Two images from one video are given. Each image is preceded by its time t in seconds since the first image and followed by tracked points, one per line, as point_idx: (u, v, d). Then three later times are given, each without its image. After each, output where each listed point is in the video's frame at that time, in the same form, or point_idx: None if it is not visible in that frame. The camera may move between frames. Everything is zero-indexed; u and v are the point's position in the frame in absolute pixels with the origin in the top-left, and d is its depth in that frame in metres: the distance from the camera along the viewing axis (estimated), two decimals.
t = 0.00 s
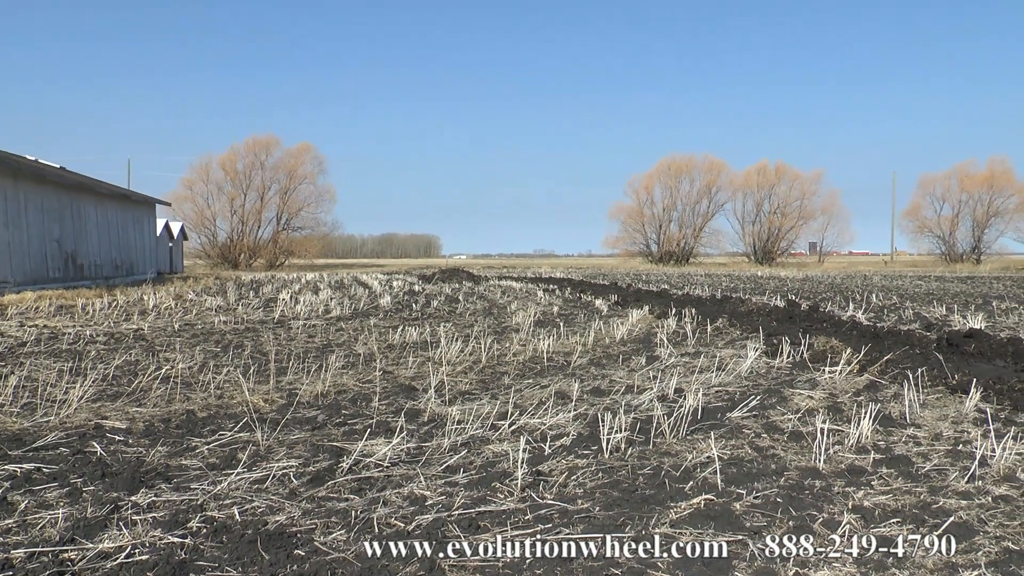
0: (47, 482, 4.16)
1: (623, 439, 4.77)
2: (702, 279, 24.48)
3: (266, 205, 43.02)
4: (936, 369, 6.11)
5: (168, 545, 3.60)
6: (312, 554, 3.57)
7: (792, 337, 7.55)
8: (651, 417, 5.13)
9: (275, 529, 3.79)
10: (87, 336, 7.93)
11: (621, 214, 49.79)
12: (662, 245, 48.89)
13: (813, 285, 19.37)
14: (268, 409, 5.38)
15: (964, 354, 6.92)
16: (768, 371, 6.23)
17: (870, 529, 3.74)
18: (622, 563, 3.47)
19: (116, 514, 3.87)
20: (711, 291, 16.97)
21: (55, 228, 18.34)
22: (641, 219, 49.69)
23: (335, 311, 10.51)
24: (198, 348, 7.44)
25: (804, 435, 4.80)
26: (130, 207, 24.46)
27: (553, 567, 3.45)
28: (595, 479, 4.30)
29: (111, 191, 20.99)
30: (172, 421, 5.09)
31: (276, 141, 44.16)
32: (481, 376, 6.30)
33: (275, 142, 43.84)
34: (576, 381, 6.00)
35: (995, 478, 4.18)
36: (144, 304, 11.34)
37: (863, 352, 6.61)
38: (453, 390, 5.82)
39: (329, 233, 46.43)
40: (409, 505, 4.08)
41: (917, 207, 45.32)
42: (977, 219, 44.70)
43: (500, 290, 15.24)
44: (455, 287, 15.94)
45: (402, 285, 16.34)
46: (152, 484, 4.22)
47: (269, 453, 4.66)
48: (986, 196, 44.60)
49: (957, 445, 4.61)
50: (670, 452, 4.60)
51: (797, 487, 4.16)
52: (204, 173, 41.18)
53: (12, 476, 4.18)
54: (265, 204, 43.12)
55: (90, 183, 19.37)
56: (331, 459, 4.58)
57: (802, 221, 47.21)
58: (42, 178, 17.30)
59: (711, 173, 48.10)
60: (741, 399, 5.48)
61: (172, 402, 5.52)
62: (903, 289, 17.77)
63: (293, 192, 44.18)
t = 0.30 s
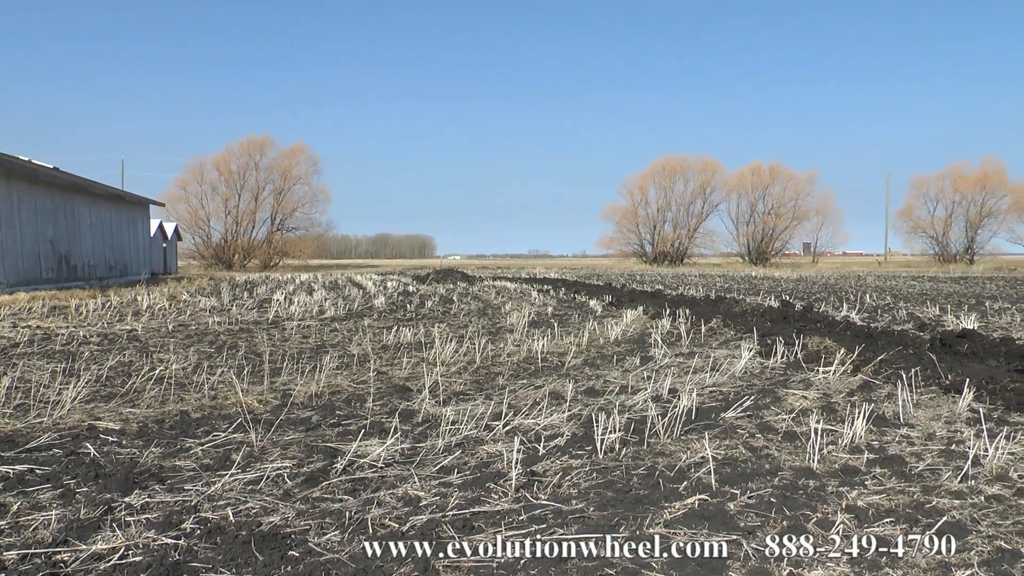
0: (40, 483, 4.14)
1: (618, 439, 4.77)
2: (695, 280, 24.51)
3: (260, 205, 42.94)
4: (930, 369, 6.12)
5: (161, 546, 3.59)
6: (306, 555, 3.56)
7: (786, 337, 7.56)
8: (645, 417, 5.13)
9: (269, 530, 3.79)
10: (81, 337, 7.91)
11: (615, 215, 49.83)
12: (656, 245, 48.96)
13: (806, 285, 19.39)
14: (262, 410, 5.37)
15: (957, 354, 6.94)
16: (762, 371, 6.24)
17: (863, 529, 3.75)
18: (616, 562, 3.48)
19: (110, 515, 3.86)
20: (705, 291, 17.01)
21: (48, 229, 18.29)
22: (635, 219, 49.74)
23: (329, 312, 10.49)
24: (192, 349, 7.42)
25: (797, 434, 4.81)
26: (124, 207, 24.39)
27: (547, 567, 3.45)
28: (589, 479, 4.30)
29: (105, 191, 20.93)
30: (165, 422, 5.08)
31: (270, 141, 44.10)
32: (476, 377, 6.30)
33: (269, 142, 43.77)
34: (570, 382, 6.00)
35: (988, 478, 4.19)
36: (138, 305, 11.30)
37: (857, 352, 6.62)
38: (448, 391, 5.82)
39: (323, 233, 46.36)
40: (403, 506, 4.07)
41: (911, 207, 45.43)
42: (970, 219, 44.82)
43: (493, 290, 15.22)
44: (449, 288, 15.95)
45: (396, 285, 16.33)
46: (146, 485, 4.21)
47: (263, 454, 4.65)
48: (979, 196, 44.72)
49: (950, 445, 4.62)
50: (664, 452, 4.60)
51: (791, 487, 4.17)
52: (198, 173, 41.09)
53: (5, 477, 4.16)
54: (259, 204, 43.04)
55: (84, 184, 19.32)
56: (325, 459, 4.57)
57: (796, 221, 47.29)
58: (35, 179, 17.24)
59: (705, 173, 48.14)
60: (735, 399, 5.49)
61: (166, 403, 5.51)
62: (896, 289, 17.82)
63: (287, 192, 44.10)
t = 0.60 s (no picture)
0: (25, 484, 4.11)
1: (606, 437, 4.78)
2: (683, 279, 24.57)
3: (248, 205, 42.79)
4: (916, 367, 6.15)
5: (148, 547, 3.57)
6: (294, 555, 3.55)
7: (774, 336, 7.58)
8: (633, 416, 5.14)
9: (256, 530, 3.78)
10: (66, 337, 7.86)
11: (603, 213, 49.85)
12: (644, 244, 48.96)
13: (794, 284, 19.41)
14: (249, 410, 5.35)
15: (943, 352, 6.98)
16: (749, 369, 6.26)
17: (850, 527, 3.77)
18: (605, 561, 3.48)
19: (96, 515, 3.84)
20: (692, 290, 17.07)
21: (34, 228, 18.19)
22: (623, 218, 49.76)
23: (317, 311, 10.47)
24: (179, 348, 7.39)
25: (785, 433, 4.83)
26: (110, 207, 24.27)
27: (535, 566, 3.45)
28: (577, 477, 4.30)
29: (92, 190, 20.84)
30: (152, 422, 5.06)
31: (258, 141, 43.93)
32: (464, 376, 6.29)
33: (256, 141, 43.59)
34: (558, 381, 6.00)
35: (972, 475, 4.22)
36: (124, 304, 11.25)
37: (844, 351, 6.65)
38: (436, 390, 5.82)
39: (311, 233, 46.22)
40: (391, 505, 4.07)
41: (897, 207, 45.65)
42: (956, 219, 45.07)
43: (481, 289, 15.24)
44: (437, 287, 15.93)
45: (384, 285, 16.29)
46: (133, 485, 4.19)
47: (250, 454, 4.63)
48: (965, 196, 44.93)
49: (936, 442, 4.64)
50: (652, 451, 4.60)
51: (778, 485, 4.18)
52: (185, 172, 40.93)
53: None
54: (247, 204, 42.89)
55: (70, 183, 19.22)
56: (313, 459, 4.56)
57: (784, 221, 47.46)
58: (20, 178, 17.15)
59: (693, 173, 48.24)
60: (723, 397, 5.50)
61: (152, 403, 5.49)
62: (882, 288, 17.90)
63: (275, 192, 43.96)
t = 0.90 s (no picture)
0: None
1: (584, 436, 4.78)
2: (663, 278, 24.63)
3: (227, 204, 42.53)
4: (893, 365, 6.20)
5: (124, 549, 3.54)
6: (272, 556, 3.53)
7: (752, 334, 7.62)
8: (612, 415, 5.15)
9: (235, 531, 3.75)
10: (42, 337, 7.78)
11: (582, 212, 49.87)
12: (624, 243, 49.16)
13: (773, 282, 19.51)
14: (228, 410, 5.32)
15: (919, 350, 7.04)
16: (728, 368, 6.29)
17: (827, 524, 3.80)
18: (585, 560, 3.50)
19: (71, 518, 3.80)
20: (672, 289, 17.15)
21: (8, 228, 18.03)
22: (603, 218, 49.82)
23: (296, 311, 10.43)
24: (156, 349, 7.34)
25: (763, 431, 4.85)
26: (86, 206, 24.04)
27: (513, 566, 3.46)
28: (556, 477, 4.31)
29: (69, 189, 20.65)
30: (129, 423, 5.02)
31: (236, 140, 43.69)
32: (443, 375, 6.28)
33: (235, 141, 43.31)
34: (537, 380, 6.00)
35: (947, 472, 4.27)
36: (101, 304, 11.15)
37: (822, 349, 6.69)
38: (415, 389, 5.80)
39: (291, 232, 46.01)
40: (370, 506, 4.06)
41: (874, 206, 45.96)
42: (932, 218, 45.48)
43: (461, 289, 15.24)
44: (417, 286, 15.89)
45: (362, 285, 16.21)
46: (109, 487, 4.15)
47: (228, 454, 4.60)
48: (942, 195, 45.28)
49: (912, 439, 4.68)
50: (631, 449, 4.61)
51: (756, 482, 4.20)
52: (163, 172, 40.63)
53: None
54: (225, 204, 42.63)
55: (47, 182, 19.04)
56: (291, 459, 4.54)
57: (762, 220, 47.72)
58: None
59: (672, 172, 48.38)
60: (702, 396, 5.52)
61: (129, 404, 5.45)
62: (860, 286, 18.03)
63: (254, 191, 43.72)
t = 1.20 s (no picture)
0: None
1: (559, 435, 4.78)
2: (641, 276, 24.69)
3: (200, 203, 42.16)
4: (865, 362, 6.25)
5: (95, 551, 3.50)
6: (246, 557, 3.51)
7: (726, 332, 7.65)
8: (586, 413, 5.15)
9: (208, 532, 3.72)
10: (12, 337, 7.68)
11: (556, 211, 49.85)
12: (599, 242, 49.30)
13: (746, 281, 19.62)
14: (201, 410, 5.27)
15: (890, 347, 7.11)
16: (702, 365, 6.32)
17: (800, 520, 3.84)
18: (559, 557, 3.51)
19: (40, 521, 3.75)
20: (646, 287, 17.19)
21: None
22: (578, 217, 49.80)
23: (270, 310, 10.36)
24: (129, 348, 7.27)
25: (737, 427, 4.87)
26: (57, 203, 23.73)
27: (487, 564, 3.45)
28: (531, 475, 4.31)
29: (38, 186, 20.38)
30: (101, 424, 4.97)
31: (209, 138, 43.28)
32: (417, 374, 6.26)
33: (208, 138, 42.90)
34: (512, 378, 6.00)
35: (918, 467, 4.33)
36: (72, 304, 11.02)
37: (795, 346, 6.74)
38: (389, 388, 5.78)
39: (265, 232, 45.71)
40: (344, 505, 4.04)
41: (847, 205, 46.31)
42: (904, 216, 45.91)
43: (436, 287, 15.17)
44: (392, 285, 15.84)
45: (337, 283, 16.10)
46: (80, 488, 4.10)
47: (202, 454, 4.56)
48: (913, 195, 45.65)
49: (884, 435, 4.73)
50: (605, 447, 4.62)
51: (730, 479, 4.22)
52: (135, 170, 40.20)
53: None
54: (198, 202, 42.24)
55: (15, 180, 18.79)
56: (265, 459, 4.51)
57: (736, 218, 48.02)
58: None
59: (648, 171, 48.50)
60: (676, 393, 5.53)
61: (101, 404, 5.39)
62: (832, 283, 18.17)
63: (228, 190, 43.38)
